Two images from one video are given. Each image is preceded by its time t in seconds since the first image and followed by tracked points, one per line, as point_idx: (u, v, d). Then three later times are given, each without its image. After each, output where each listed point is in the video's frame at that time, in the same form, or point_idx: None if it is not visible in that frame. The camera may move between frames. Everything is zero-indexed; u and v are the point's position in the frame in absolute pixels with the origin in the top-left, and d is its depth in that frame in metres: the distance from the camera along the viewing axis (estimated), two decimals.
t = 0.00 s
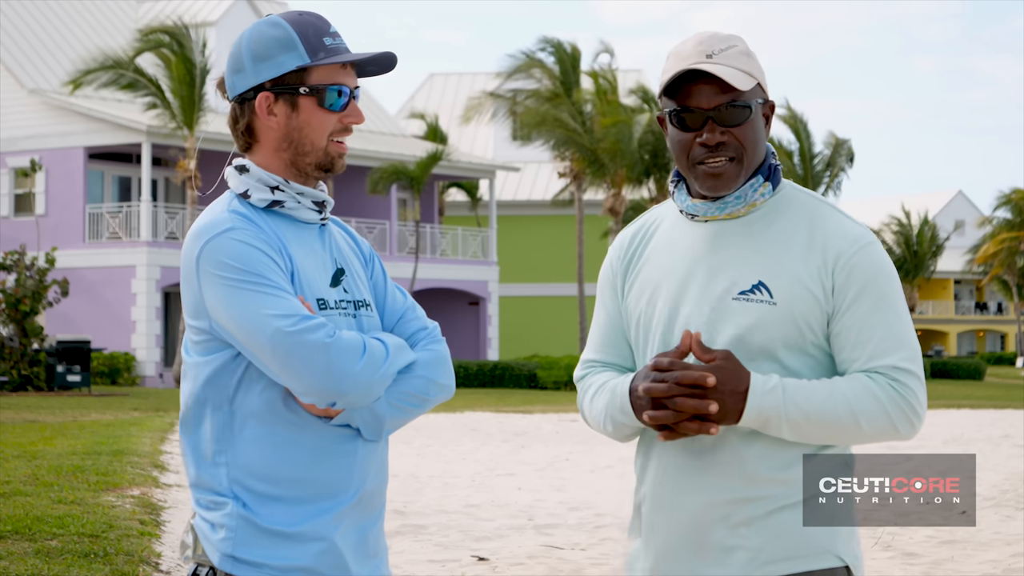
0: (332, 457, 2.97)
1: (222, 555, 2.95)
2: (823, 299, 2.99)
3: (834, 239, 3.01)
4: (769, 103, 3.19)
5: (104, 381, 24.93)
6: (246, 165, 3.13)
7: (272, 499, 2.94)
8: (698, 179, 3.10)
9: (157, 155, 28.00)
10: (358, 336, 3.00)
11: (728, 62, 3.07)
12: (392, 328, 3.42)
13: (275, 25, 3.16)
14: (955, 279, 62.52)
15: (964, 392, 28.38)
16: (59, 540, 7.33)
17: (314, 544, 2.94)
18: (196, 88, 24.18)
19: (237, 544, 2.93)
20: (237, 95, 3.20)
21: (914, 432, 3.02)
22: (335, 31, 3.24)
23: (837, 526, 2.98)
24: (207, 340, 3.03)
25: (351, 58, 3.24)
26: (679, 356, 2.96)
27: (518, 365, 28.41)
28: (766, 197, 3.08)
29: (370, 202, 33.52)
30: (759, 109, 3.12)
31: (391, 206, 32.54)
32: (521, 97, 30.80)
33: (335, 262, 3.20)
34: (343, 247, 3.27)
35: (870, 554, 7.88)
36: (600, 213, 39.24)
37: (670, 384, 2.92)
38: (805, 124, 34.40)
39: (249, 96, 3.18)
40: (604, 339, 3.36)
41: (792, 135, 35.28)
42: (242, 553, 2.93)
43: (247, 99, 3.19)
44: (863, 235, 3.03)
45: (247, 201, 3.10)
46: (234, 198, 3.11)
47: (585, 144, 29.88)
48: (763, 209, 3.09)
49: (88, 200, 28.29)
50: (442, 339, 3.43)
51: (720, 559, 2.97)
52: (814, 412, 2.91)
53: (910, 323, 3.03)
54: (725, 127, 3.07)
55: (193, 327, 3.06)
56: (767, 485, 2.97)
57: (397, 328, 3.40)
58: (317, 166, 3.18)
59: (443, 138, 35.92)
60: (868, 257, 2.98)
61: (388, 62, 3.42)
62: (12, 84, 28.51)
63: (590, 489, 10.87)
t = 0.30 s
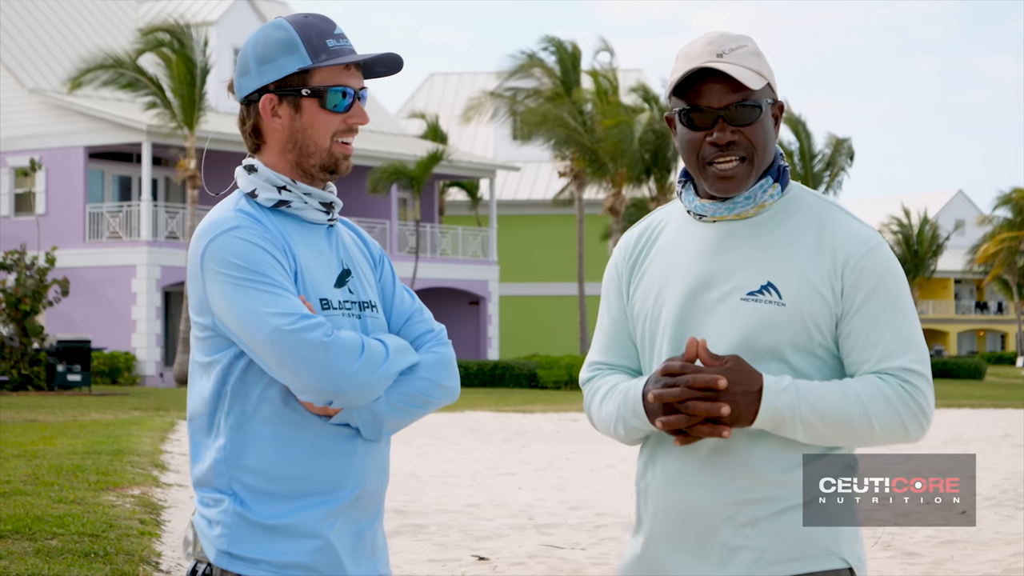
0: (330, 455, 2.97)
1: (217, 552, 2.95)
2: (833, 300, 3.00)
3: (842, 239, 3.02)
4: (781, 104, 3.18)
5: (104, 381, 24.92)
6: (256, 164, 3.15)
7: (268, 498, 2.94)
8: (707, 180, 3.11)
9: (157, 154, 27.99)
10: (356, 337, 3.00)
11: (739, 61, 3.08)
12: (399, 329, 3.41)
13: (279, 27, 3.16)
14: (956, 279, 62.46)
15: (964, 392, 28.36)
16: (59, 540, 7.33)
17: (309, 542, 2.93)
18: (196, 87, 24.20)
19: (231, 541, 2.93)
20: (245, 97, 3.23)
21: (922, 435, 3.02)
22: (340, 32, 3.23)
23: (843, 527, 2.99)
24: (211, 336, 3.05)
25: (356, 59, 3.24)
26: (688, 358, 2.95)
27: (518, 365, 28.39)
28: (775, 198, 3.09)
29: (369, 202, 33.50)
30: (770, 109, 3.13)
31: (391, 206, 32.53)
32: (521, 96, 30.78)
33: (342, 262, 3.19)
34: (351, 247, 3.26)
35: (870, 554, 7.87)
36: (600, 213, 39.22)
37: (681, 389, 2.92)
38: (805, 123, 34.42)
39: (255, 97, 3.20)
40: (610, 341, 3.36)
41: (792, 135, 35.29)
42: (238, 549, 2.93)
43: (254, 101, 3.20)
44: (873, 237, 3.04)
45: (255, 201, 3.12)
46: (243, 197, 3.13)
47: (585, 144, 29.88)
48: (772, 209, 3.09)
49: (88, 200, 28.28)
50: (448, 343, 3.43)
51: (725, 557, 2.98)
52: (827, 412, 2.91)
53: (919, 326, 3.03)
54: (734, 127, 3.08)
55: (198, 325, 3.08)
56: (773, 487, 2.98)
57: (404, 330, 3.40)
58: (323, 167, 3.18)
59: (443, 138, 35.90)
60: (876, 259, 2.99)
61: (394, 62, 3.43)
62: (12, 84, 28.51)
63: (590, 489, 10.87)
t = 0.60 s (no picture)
0: (343, 453, 2.97)
1: (231, 552, 2.96)
2: (809, 298, 3.05)
3: (820, 238, 3.08)
4: (766, 102, 3.21)
5: (104, 381, 24.91)
6: (274, 168, 3.16)
7: (279, 497, 2.94)
8: (689, 175, 3.13)
9: (157, 155, 28.01)
10: (365, 335, 3.00)
11: (724, 58, 3.11)
12: (418, 332, 3.41)
13: (297, 34, 3.19)
14: (955, 279, 62.46)
15: (964, 392, 28.35)
16: (59, 540, 7.33)
17: (321, 540, 2.93)
18: (197, 87, 24.23)
19: (244, 541, 2.94)
20: (263, 103, 3.24)
21: (884, 437, 3.07)
22: (358, 38, 3.23)
23: (813, 525, 3.04)
24: (227, 336, 3.07)
25: (372, 65, 3.24)
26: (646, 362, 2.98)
27: (518, 365, 28.38)
28: (757, 196, 3.12)
29: (369, 202, 33.51)
30: (753, 107, 3.16)
31: (391, 207, 32.54)
32: (521, 97, 30.86)
33: (360, 265, 3.19)
34: (369, 249, 3.26)
35: (870, 554, 7.88)
36: (600, 213, 39.24)
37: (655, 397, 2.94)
38: (804, 124, 34.50)
39: (272, 102, 3.21)
40: (582, 328, 3.36)
41: (792, 136, 35.32)
42: (249, 548, 2.93)
43: (272, 106, 3.21)
44: (851, 237, 3.10)
45: (273, 203, 3.13)
46: (261, 200, 3.14)
47: (585, 144, 29.76)
48: (754, 206, 3.13)
49: (88, 200, 28.29)
50: (467, 346, 3.42)
51: (697, 548, 3.00)
52: (798, 408, 2.94)
53: (889, 327, 3.09)
54: (718, 123, 3.10)
55: (215, 325, 3.11)
56: (743, 482, 3.00)
57: (423, 333, 3.39)
58: (339, 172, 3.18)
59: (443, 138, 35.91)
60: (853, 260, 3.05)
61: (412, 69, 3.44)
62: (12, 84, 28.54)
63: (590, 489, 10.89)
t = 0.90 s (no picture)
0: (349, 450, 3.04)
1: (237, 542, 3.04)
2: (777, 294, 3.14)
3: (795, 238, 3.16)
4: (727, 97, 3.30)
5: (104, 381, 24.90)
6: (296, 173, 3.23)
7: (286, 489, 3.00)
8: (660, 174, 3.22)
9: (158, 154, 28.00)
10: (368, 333, 3.04)
11: (674, 59, 3.20)
12: (440, 337, 3.40)
13: (316, 41, 3.22)
14: (955, 279, 62.43)
15: (964, 392, 28.34)
16: (59, 539, 7.33)
17: (323, 532, 2.98)
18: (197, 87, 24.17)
19: (249, 531, 3.02)
20: (287, 109, 3.29)
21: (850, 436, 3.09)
22: (378, 45, 3.24)
23: (779, 526, 3.12)
24: (242, 333, 3.16)
25: (392, 71, 3.25)
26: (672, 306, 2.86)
27: (518, 365, 28.36)
28: (729, 195, 3.22)
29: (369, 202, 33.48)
30: (713, 101, 3.23)
31: (391, 206, 32.53)
32: (521, 96, 30.87)
33: (378, 267, 3.24)
34: (391, 254, 3.31)
35: (870, 554, 7.88)
36: (600, 213, 39.20)
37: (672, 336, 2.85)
38: (804, 124, 34.49)
39: (294, 109, 3.26)
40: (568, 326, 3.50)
41: (792, 135, 35.31)
42: (256, 539, 3.01)
43: (294, 112, 3.27)
44: (824, 236, 3.18)
45: (292, 206, 3.21)
46: (281, 203, 3.22)
47: (585, 144, 29.68)
48: (725, 205, 3.23)
49: (88, 200, 28.28)
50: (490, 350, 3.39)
51: (667, 542, 3.11)
52: (773, 391, 2.94)
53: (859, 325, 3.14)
54: (677, 121, 3.19)
55: (232, 324, 3.20)
56: (711, 480, 3.09)
57: (445, 337, 3.39)
58: (356, 177, 3.22)
59: (443, 138, 35.89)
60: (823, 257, 3.12)
61: (437, 75, 3.44)
62: (12, 85, 28.55)
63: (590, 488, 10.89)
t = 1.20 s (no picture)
0: (339, 446, 3.03)
1: (223, 532, 3.06)
2: (742, 284, 3.16)
3: (760, 231, 3.17)
4: (698, 101, 3.32)
5: (104, 381, 24.90)
6: (311, 173, 3.26)
7: (272, 482, 3.02)
8: (630, 181, 3.28)
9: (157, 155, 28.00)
10: (356, 324, 3.05)
11: (640, 67, 3.24)
12: (448, 343, 3.40)
13: (332, 44, 3.25)
14: (955, 279, 62.46)
15: (964, 392, 28.35)
16: (59, 540, 7.34)
17: (306, 522, 2.97)
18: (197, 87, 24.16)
19: (235, 520, 3.03)
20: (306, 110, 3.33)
21: (814, 424, 3.07)
22: (393, 49, 3.24)
23: (759, 524, 3.13)
24: (245, 326, 3.20)
25: (405, 76, 3.26)
26: (616, 280, 2.90)
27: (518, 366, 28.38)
28: (700, 194, 3.26)
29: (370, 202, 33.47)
30: (682, 106, 3.26)
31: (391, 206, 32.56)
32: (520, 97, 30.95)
33: (387, 269, 3.25)
34: (403, 258, 3.32)
35: (870, 554, 7.88)
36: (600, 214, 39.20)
37: (606, 303, 2.89)
38: (804, 124, 34.50)
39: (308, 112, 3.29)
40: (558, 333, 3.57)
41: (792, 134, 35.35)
42: (242, 527, 3.01)
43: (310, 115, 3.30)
44: (791, 226, 3.18)
45: (304, 205, 3.23)
46: (295, 203, 3.25)
47: (585, 144, 29.66)
48: (696, 205, 3.28)
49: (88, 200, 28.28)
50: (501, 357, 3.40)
51: (646, 537, 3.12)
52: (716, 376, 2.95)
53: (829, 315, 3.13)
54: (644, 127, 3.23)
55: (237, 319, 3.24)
56: (688, 475, 3.11)
57: (453, 344, 3.39)
58: (368, 178, 3.23)
59: (443, 139, 35.89)
60: (789, 246, 3.12)
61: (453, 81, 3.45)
62: (12, 84, 28.52)
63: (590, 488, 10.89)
